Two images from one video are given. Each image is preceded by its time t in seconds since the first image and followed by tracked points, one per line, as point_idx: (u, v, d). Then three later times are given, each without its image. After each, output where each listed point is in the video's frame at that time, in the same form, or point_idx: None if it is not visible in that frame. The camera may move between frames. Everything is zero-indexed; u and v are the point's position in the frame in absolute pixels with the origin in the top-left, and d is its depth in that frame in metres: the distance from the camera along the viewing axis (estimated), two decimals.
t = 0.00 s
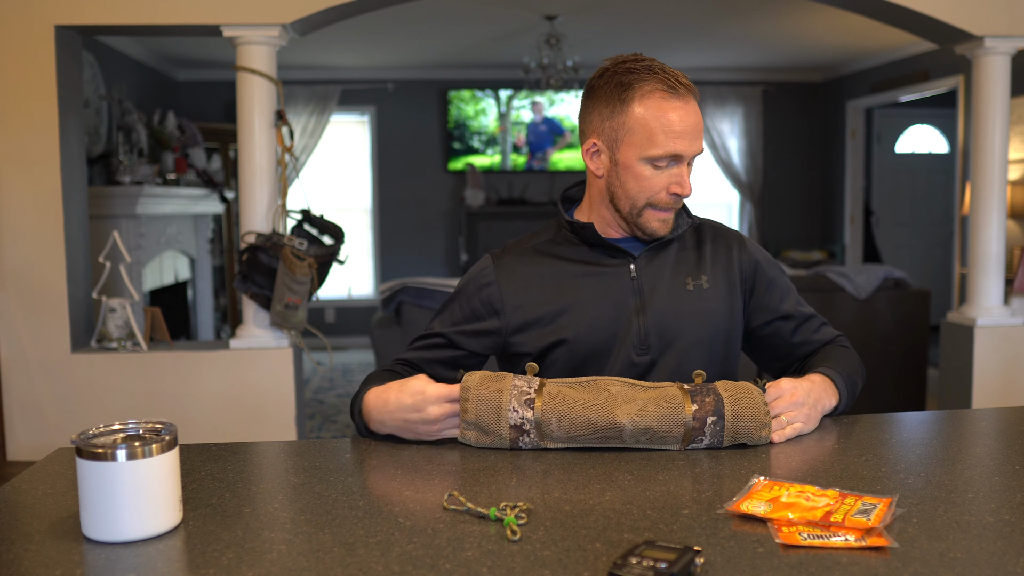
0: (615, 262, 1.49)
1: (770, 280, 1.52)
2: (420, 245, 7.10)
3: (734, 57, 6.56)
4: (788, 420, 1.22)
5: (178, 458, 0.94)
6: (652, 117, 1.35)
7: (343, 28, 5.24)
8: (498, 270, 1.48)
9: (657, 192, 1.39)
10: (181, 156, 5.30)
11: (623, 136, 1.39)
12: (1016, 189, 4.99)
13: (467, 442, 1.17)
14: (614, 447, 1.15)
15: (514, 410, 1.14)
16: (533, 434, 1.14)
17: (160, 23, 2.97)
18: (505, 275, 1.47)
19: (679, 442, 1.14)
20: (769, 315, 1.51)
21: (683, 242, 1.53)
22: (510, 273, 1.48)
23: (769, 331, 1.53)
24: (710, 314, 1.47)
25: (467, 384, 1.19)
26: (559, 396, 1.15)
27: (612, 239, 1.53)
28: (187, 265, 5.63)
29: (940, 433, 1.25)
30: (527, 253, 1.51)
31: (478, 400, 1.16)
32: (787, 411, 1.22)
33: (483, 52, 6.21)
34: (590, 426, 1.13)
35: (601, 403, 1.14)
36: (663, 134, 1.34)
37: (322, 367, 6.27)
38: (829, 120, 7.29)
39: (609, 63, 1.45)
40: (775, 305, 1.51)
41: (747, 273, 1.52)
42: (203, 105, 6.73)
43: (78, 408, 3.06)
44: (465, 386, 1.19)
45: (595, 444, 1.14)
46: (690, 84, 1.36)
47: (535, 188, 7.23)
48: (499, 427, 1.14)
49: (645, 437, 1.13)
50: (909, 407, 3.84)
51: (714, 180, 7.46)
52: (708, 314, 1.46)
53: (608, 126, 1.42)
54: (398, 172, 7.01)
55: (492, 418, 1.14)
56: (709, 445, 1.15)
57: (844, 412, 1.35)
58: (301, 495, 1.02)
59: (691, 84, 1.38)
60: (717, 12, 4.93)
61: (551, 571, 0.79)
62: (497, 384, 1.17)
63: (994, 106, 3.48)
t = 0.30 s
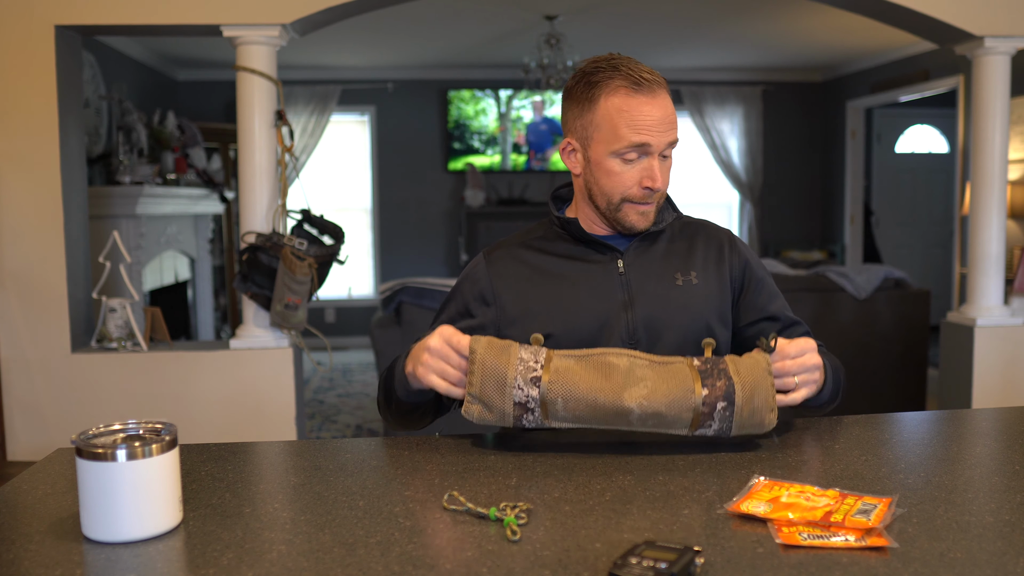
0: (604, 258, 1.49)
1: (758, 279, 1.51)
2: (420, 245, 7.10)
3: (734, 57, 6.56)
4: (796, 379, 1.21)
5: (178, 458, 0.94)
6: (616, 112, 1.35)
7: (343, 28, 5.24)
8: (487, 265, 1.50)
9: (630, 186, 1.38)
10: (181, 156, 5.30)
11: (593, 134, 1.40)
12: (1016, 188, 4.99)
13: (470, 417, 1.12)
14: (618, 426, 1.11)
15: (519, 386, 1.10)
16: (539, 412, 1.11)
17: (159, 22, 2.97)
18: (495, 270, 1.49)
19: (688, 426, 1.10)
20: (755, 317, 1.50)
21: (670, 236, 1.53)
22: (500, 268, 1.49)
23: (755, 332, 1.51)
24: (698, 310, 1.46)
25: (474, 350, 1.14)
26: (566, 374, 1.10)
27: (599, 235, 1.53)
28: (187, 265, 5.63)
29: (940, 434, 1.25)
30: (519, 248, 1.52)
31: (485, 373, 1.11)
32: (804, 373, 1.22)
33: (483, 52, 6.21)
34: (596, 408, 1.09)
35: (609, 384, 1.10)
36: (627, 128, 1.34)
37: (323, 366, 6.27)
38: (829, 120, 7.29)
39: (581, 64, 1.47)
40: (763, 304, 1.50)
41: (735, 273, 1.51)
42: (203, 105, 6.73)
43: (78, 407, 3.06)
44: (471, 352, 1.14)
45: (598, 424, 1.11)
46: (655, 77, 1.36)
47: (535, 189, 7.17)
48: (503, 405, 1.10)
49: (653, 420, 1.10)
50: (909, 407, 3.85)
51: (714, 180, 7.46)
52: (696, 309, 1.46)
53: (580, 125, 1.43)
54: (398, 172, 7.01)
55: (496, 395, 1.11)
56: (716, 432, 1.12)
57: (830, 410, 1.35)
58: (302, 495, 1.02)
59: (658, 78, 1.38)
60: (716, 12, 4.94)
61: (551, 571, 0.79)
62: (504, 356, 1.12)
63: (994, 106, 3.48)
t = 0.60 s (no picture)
0: (600, 257, 1.48)
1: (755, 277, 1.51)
2: (420, 245, 7.10)
3: (734, 58, 6.56)
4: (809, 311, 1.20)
5: (178, 458, 0.94)
6: (605, 107, 1.36)
7: (343, 28, 5.24)
8: (487, 263, 1.51)
9: (623, 182, 1.37)
10: (181, 156, 5.29)
11: (585, 131, 1.40)
12: (1016, 188, 4.99)
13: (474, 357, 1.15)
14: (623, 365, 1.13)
15: (520, 333, 1.11)
16: (541, 356, 1.12)
17: (159, 22, 2.97)
18: (495, 268, 1.50)
19: (691, 362, 1.12)
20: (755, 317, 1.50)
21: (668, 234, 1.53)
22: (499, 266, 1.50)
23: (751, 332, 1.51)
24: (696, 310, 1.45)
25: (473, 297, 1.15)
26: (567, 317, 1.10)
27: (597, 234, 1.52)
28: (187, 265, 5.63)
29: (940, 434, 1.25)
30: (520, 245, 1.53)
31: (485, 320, 1.12)
32: (819, 303, 1.20)
33: (483, 52, 6.21)
34: (598, 351, 1.10)
35: (610, 325, 1.10)
36: (616, 123, 1.34)
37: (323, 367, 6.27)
38: (829, 120, 7.29)
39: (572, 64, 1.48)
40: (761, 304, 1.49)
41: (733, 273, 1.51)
42: (203, 105, 6.73)
43: (78, 407, 3.06)
44: (472, 297, 1.15)
45: (602, 364, 1.12)
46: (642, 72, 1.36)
47: (535, 189, 7.17)
48: (505, 350, 1.12)
49: (656, 360, 1.11)
50: (909, 407, 3.85)
51: (714, 179, 7.46)
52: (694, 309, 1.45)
53: (572, 123, 1.44)
54: (398, 172, 7.02)
55: (498, 341, 1.12)
56: (721, 368, 1.13)
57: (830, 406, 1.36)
58: (301, 495, 1.02)
59: (646, 72, 1.38)
60: (716, 11, 4.93)
61: (551, 571, 0.79)
62: (504, 302, 1.12)
63: (994, 106, 3.48)
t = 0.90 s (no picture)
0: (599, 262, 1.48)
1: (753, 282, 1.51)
2: (420, 245, 7.10)
3: (734, 57, 6.55)
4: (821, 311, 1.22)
5: (178, 458, 0.94)
6: (570, 124, 1.33)
7: (343, 28, 5.24)
8: (489, 265, 1.51)
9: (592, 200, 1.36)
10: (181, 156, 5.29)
11: (558, 144, 1.38)
12: (1016, 188, 4.99)
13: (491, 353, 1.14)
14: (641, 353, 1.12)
15: (537, 327, 1.10)
16: (558, 348, 1.11)
17: (159, 22, 2.97)
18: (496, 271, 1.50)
19: (708, 347, 1.12)
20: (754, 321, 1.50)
21: (668, 238, 1.53)
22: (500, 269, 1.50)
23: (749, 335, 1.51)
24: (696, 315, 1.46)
25: (486, 293, 1.13)
26: (583, 307, 1.09)
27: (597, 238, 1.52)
28: (187, 265, 5.63)
29: (940, 434, 1.25)
30: (521, 247, 1.53)
31: (501, 314, 1.11)
32: (825, 295, 1.21)
33: (483, 52, 6.21)
34: (617, 342, 1.09)
35: (626, 312, 1.09)
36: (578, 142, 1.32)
37: (323, 367, 6.27)
38: (829, 120, 7.29)
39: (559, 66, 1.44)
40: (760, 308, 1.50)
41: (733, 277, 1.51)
42: (203, 105, 6.73)
43: (78, 408, 3.06)
44: (484, 294, 1.13)
45: (621, 353, 1.11)
46: (611, 85, 1.30)
47: (535, 189, 7.17)
48: (523, 344, 1.11)
49: (673, 346, 1.10)
50: (909, 406, 3.85)
51: (714, 179, 7.47)
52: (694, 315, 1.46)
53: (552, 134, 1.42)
54: (398, 172, 7.01)
55: (515, 335, 1.10)
56: (737, 351, 1.13)
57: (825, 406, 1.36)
58: (301, 495, 1.02)
59: (616, 84, 1.31)
60: (716, 11, 4.93)
61: (551, 571, 0.79)
62: (519, 296, 1.11)
63: (994, 106, 3.48)
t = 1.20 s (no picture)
0: (598, 266, 1.48)
1: (755, 285, 1.51)
2: (420, 245, 7.10)
3: (734, 57, 6.55)
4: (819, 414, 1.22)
5: (178, 458, 0.94)
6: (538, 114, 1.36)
7: (343, 28, 5.24)
8: (487, 269, 1.50)
9: (557, 189, 1.37)
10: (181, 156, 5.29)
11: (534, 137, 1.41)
12: (1016, 189, 4.99)
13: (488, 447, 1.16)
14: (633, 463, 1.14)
15: (533, 440, 1.11)
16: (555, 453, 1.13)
17: (159, 23, 2.97)
18: (494, 276, 1.49)
19: (704, 455, 1.13)
20: (756, 323, 1.49)
21: (668, 240, 1.52)
22: (499, 273, 1.49)
23: (750, 336, 1.50)
24: (696, 318, 1.46)
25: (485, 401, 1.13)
26: (582, 425, 1.09)
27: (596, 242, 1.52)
28: (187, 265, 5.63)
29: (940, 434, 1.25)
30: (518, 251, 1.52)
31: (498, 422, 1.11)
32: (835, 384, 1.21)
33: (483, 52, 6.20)
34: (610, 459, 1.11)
35: (624, 432, 1.09)
36: (542, 130, 1.34)
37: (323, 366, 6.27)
38: (829, 120, 7.29)
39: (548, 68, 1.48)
40: (762, 310, 1.49)
41: (733, 279, 1.51)
42: (203, 105, 6.73)
43: (78, 407, 3.06)
44: (484, 400, 1.13)
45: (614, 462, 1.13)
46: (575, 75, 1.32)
47: (535, 189, 7.18)
48: (517, 451, 1.12)
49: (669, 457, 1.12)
50: (909, 407, 3.85)
51: (714, 179, 7.46)
52: (694, 318, 1.46)
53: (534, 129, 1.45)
54: (398, 172, 7.02)
55: (510, 443, 1.11)
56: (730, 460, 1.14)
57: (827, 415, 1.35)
58: (302, 495, 1.02)
59: (583, 74, 1.34)
60: (716, 12, 4.93)
61: (551, 571, 0.79)
62: (517, 410, 1.11)
63: (994, 106, 3.48)
